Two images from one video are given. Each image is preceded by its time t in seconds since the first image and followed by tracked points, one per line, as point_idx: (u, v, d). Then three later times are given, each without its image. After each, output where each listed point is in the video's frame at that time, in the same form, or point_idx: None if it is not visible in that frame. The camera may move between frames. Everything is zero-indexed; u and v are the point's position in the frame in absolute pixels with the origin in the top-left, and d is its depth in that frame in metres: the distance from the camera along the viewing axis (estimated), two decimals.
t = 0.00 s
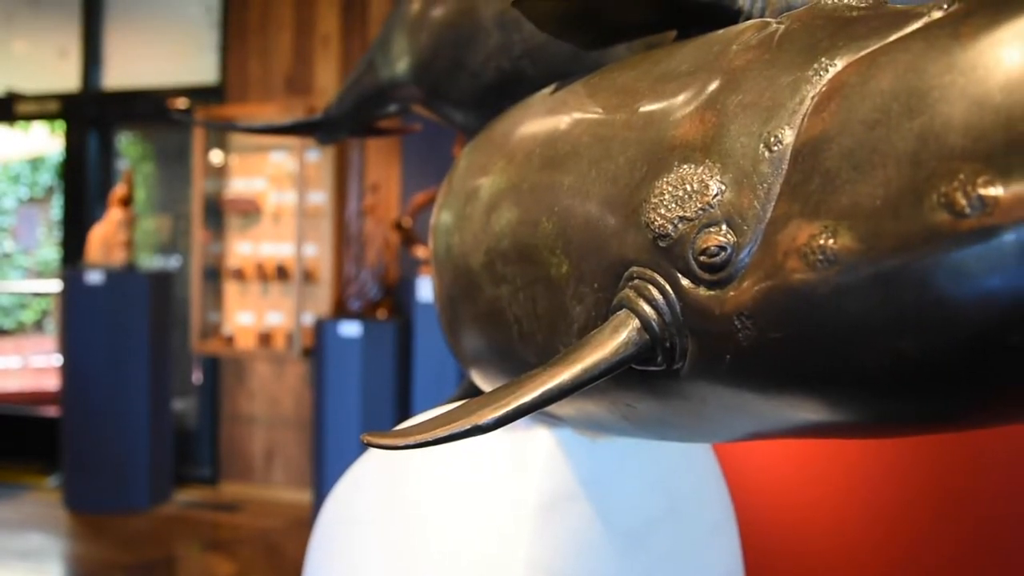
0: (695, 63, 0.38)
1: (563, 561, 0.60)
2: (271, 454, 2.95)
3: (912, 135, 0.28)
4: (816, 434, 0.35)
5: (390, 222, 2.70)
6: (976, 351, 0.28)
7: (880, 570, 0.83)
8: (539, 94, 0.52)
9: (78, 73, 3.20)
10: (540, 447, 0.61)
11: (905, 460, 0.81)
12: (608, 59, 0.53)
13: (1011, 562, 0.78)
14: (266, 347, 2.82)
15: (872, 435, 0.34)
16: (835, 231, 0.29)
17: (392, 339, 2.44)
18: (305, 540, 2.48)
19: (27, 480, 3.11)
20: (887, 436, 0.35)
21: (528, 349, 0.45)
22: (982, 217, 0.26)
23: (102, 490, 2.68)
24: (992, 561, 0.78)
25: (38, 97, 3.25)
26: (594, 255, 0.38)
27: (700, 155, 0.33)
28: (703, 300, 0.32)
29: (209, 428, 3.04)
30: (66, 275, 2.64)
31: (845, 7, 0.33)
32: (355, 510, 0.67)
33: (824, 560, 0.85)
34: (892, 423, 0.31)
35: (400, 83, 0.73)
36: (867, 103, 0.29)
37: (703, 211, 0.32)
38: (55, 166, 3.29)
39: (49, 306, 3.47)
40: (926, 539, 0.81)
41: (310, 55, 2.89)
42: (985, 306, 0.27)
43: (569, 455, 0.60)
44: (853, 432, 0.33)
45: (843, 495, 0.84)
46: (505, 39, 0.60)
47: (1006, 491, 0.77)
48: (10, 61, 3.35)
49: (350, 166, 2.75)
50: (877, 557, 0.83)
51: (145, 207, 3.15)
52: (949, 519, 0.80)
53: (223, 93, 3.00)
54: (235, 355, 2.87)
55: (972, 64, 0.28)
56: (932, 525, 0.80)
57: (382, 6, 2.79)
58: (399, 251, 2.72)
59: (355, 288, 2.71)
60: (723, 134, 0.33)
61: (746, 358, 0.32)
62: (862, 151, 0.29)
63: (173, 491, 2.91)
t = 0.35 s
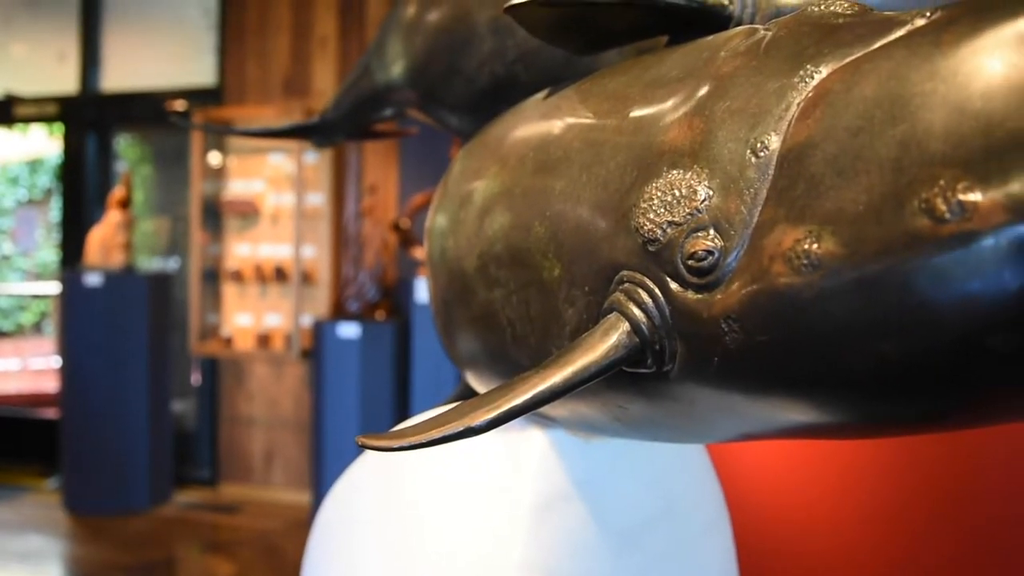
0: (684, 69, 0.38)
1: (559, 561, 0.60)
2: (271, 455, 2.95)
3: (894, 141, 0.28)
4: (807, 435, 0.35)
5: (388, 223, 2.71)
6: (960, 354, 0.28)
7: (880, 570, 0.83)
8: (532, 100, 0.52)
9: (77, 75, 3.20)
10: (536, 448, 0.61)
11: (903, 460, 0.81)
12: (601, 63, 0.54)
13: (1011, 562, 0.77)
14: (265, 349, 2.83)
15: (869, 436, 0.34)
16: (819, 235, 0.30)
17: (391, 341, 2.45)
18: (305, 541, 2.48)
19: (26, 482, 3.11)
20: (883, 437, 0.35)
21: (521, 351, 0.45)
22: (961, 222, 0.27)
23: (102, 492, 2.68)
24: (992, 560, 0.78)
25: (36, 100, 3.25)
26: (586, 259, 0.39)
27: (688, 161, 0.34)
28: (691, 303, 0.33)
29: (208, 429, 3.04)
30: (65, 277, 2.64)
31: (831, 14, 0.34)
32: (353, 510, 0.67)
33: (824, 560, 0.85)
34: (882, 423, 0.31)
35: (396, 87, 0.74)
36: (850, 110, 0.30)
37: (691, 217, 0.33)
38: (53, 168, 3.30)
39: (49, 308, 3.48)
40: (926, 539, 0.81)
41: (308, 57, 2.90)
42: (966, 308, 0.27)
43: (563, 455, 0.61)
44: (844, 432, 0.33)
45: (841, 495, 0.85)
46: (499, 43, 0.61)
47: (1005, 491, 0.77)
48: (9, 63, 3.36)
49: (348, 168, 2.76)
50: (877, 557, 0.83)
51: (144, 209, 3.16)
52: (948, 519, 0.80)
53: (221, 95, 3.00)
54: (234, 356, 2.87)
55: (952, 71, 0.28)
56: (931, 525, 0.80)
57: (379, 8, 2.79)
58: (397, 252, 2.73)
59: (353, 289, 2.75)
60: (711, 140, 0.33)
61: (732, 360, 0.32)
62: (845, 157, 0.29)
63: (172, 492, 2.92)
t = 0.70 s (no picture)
0: (672, 72, 0.39)
1: (552, 561, 0.61)
2: (270, 457, 2.96)
3: (872, 144, 0.29)
4: (793, 432, 0.35)
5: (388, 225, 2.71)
6: (937, 353, 0.28)
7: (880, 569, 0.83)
8: (524, 103, 0.53)
9: (76, 78, 3.21)
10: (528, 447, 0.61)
11: (903, 458, 0.82)
12: (593, 66, 0.54)
13: (1011, 558, 0.78)
14: (265, 351, 2.83)
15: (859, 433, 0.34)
16: (798, 237, 0.30)
17: (391, 342, 2.46)
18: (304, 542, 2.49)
19: (26, 484, 3.12)
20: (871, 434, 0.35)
21: (512, 351, 0.46)
22: (935, 224, 0.27)
23: (102, 494, 2.69)
24: (992, 558, 0.79)
25: (35, 103, 3.26)
26: (574, 260, 0.39)
27: (673, 163, 0.34)
28: (674, 302, 0.33)
29: (208, 431, 3.05)
30: (65, 280, 2.65)
31: (815, 18, 0.35)
32: (349, 510, 0.68)
33: (823, 560, 0.86)
34: (869, 421, 0.31)
35: (391, 90, 0.74)
36: (830, 112, 0.30)
37: (676, 217, 0.33)
38: (53, 171, 3.31)
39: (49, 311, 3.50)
40: (926, 537, 0.81)
41: (307, 59, 2.90)
42: (940, 306, 0.28)
43: (554, 452, 0.61)
44: (830, 430, 0.33)
45: (842, 495, 0.85)
46: (492, 47, 0.61)
47: (1005, 486, 0.78)
48: (8, 66, 3.36)
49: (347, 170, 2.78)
50: (877, 557, 0.83)
51: (143, 212, 3.16)
52: (948, 516, 0.80)
53: (220, 97, 3.01)
54: (234, 358, 2.88)
55: (929, 73, 0.28)
56: (930, 523, 0.81)
57: (378, 10, 2.80)
58: (397, 254, 2.73)
59: (353, 291, 2.77)
60: (695, 143, 0.34)
61: (713, 359, 0.32)
62: (825, 159, 0.30)
63: (172, 494, 2.92)
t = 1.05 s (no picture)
0: (652, 75, 0.39)
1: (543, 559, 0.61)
2: (270, 458, 2.97)
3: (841, 147, 0.29)
4: (777, 429, 0.36)
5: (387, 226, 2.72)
6: (904, 351, 0.29)
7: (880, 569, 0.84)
8: (512, 107, 0.53)
9: (76, 80, 3.22)
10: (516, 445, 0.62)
11: (903, 457, 0.82)
12: (580, 69, 0.55)
13: (1011, 558, 0.79)
14: (264, 353, 2.83)
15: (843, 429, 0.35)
16: (770, 237, 0.31)
17: (390, 342, 2.46)
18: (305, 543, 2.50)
19: (26, 486, 3.13)
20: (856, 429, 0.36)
21: (499, 351, 0.46)
22: (900, 224, 0.28)
23: (103, 495, 2.69)
24: (991, 558, 0.79)
25: (35, 105, 3.27)
26: (557, 261, 0.40)
27: (651, 165, 0.35)
28: (651, 302, 0.34)
29: (208, 433, 3.05)
30: (65, 282, 2.66)
31: (791, 23, 0.35)
32: (342, 510, 0.68)
33: (824, 560, 0.86)
34: (854, 418, 0.32)
35: (383, 93, 0.75)
36: (802, 115, 0.30)
37: (653, 219, 0.34)
38: (53, 173, 3.32)
39: (49, 313, 3.52)
40: (926, 537, 0.82)
41: (306, 61, 2.91)
42: (906, 305, 0.28)
43: (543, 451, 0.61)
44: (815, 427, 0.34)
45: (841, 496, 0.85)
46: (482, 51, 0.62)
47: (1004, 485, 0.78)
48: (7, 69, 3.37)
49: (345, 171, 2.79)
50: (878, 556, 0.84)
51: (144, 214, 3.17)
52: (949, 516, 0.81)
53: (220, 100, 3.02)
54: (233, 360, 2.89)
55: (898, 75, 0.29)
56: (930, 522, 0.81)
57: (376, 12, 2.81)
58: (395, 255, 2.74)
59: (352, 292, 2.75)
60: (672, 146, 0.34)
61: (689, 358, 0.33)
62: (796, 161, 0.30)
63: (173, 496, 2.93)
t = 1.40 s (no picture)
0: (632, 79, 0.40)
1: (535, 557, 0.62)
2: (272, 460, 2.98)
3: (809, 149, 0.30)
4: (753, 426, 0.36)
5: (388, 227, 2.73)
6: (865, 347, 0.29)
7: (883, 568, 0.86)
8: (500, 110, 0.54)
9: (76, 84, 3.23)
10: (505, 443, 0.62)
11: (907, 459, 0.84)
12: (568, 73, 0.56)
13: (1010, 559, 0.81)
14: (267, 354, 2.85)
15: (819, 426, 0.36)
16: (741, 238, 0.31)
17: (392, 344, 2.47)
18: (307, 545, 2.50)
19: (29, 488, 3.14)
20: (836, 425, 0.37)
21: (487, 351, 0.47)
22: (864, 225, 0.28)
23: (106, 497, 2.70)
24: (991, 559, 0.82)
25: (36, 108, 3.28)
26: (540, 262, 0.40)
27: (629, 168, 0.35)
28: (629, 302, 0.34)
29: (210, 435, 3.06)
30: (67, 285, 2.67)
31: (767, 27, 0.36)
32: (336, 510, 0.69)
33: (827, 558, 0.89)
34: (830, 417, 0.33)
35: (376, 97, 0.76)
36: (771, 119, 0.31)
37: (631, 221, 0.34)
38: (55, 176, 3.34)
39: (52, 315, 3.56)
40: (928, 536, 0.84)
41: (306, 63, 2.92)
42: (872, 304, 0.29)
43: (532, 452, 0.62)
44: (791, 423, 0.35)
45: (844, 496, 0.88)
46: (471, 54, 0.62)
47: (1005, 488, 0.80)
48: (9, 73, 3.38)
49: (346, 173, 2.80)
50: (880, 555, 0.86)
51: (145, 216, 3.18)
52: (950, 517, 0.83)
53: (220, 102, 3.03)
54: (235, 362, 2.90)
55: (864, 78, 0.29)
56: (933, 523, 0.84)
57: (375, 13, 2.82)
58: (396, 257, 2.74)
59: (354, 293, 2.73)
60: (649, 149, 0.35)
61: (665, 357, 0.34)
62: (767, 164, 0.31)
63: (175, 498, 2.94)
